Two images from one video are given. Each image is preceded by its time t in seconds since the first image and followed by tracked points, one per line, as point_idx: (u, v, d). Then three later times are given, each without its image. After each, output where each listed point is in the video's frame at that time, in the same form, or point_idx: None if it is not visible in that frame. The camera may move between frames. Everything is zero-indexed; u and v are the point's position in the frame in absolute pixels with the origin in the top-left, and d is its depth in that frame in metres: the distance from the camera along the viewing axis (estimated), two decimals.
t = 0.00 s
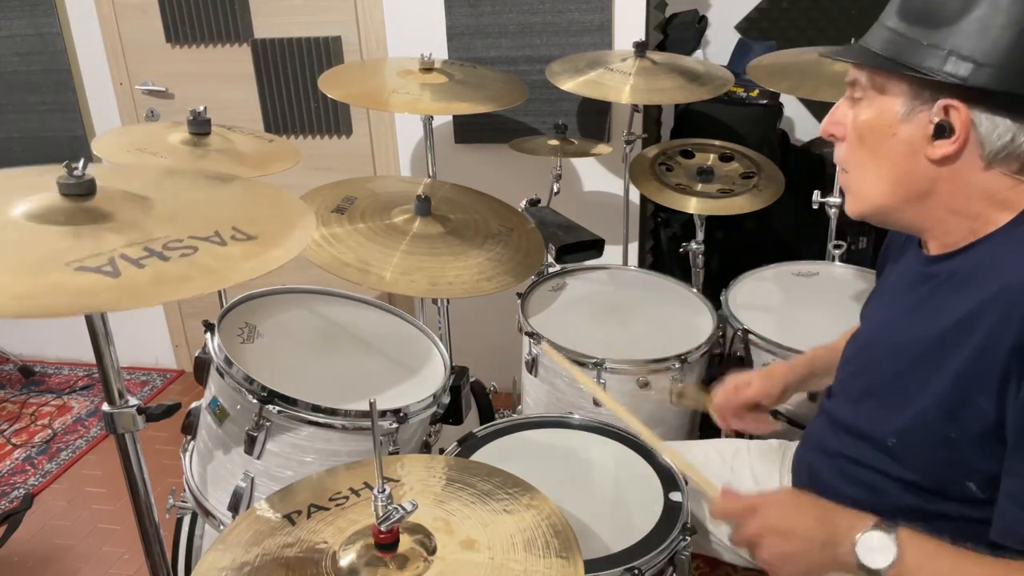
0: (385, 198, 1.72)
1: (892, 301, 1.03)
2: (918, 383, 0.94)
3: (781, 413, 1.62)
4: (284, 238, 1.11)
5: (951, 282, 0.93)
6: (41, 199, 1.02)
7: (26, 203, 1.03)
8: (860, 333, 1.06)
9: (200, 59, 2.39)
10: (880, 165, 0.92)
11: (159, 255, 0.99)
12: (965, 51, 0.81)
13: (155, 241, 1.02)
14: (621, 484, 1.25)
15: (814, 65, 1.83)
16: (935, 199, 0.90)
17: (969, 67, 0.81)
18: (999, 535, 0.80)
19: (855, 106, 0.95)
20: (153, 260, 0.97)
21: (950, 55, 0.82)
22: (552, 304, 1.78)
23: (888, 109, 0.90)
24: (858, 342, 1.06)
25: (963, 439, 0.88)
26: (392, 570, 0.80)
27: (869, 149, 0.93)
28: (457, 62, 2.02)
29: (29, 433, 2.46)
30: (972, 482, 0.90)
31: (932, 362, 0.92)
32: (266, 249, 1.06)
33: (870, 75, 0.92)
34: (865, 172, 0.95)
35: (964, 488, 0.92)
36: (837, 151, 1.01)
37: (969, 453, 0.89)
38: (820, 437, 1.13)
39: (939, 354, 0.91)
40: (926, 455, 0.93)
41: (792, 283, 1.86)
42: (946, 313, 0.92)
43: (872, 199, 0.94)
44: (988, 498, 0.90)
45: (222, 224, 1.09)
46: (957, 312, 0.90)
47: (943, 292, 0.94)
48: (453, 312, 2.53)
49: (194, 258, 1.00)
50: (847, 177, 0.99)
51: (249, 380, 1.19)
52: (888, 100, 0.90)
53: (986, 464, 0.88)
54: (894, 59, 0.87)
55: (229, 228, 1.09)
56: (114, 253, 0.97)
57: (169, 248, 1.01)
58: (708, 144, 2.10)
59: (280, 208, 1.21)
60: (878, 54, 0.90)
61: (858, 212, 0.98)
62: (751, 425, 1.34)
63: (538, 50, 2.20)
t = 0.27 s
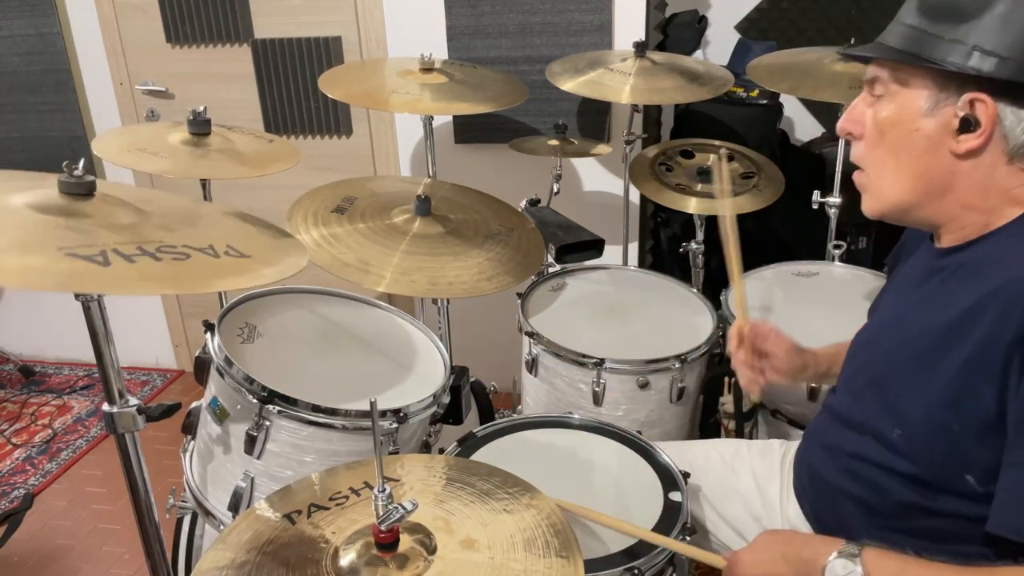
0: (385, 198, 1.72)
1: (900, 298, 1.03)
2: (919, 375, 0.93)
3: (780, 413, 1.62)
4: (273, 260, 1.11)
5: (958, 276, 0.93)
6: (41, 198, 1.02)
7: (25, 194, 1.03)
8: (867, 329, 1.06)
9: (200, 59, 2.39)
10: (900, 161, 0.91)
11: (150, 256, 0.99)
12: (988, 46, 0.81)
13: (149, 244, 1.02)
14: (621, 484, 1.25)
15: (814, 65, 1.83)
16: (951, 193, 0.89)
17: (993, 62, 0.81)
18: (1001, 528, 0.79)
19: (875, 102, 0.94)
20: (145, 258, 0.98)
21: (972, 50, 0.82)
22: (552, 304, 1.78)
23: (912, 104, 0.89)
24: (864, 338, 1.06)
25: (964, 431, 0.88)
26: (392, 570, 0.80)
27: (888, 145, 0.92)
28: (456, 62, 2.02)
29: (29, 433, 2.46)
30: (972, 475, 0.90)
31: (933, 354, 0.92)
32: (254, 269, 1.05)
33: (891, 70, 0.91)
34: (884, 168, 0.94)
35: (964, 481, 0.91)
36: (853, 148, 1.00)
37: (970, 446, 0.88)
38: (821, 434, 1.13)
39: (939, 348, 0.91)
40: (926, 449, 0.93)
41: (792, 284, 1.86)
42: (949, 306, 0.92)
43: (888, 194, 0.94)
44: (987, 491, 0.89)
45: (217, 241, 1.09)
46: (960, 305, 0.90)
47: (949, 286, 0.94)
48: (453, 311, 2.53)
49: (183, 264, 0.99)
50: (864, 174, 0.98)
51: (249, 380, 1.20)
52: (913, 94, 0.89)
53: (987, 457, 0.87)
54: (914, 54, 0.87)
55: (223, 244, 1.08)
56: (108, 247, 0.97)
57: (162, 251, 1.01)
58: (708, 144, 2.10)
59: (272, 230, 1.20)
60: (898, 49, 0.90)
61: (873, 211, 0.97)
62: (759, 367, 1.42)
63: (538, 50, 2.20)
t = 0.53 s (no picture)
0: (385, 198, 1.72)
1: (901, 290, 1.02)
2: (916, 368, 0.93)
3: (781, 414, 1.62)
4: (280, 242, 1.11)
5: (961, 267, 0.93)
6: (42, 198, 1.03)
7: (29, 202, 1.03)
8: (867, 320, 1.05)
9: (200, 59, 2.39)
10: (909, 156, 0.91)
11: (152, 248, 0.99)
12: (1000, 42, 0.81)
13: (149, 237, 1.02)
14: (621, 484, 1.25)
15: (813, 65, 1.83)
16: (956, 185, 0.90)
17: (1004, 59, 0.81)
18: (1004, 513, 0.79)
19: (885, 96, 0.94)
20: (145, 252, 0.98)
21: (984, 45, 0.82)
22: (552, 304, 1.78)
23: (922, 98, 0.89)
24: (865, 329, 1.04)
25: (966, 420, 0.88)
26: (391, 556, 0.80)
27: (897, 140, 0.92)
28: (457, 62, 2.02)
29: (29, 433, 2.46)
30: (972, 463, 0.90)
31: (932, 347, 0.92)
32: (259, 249, 1.06)
33: (902, 65, 0.91)
34: (893, 162, 0.94)
35: (962, 471, 0.92)
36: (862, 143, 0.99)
37: (972, 435, 0.89)
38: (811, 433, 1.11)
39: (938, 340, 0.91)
40: (924, 441, 0.92)
41: (792, 283, 1.86)
42: (948, 299, 0.92)
43: (897, 187, 0.94)
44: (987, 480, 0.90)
45: (221, 225, 1.09)
46: (960, 297, 0.90)
47: (946, 280, 0.94)
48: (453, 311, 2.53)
49: (186, 251, 1.00)
50: (872, 168, 0.97)
51: (249, 380, 1.20)
52: (923, 89, 0.89)
53: (989, 444, 0.88)
54: (925, 47, 0.87)
55: (226, 229, 1.09)
56: (108, 244, 0.97)
57: (163, 242, 1.01)
58: (708, 144, 2.10)
59: (280, 213, 1.20)
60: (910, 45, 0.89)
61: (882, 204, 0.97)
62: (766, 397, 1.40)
63: (538, 50, 2.20)
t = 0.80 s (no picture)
0: (385, 198, 1.72)
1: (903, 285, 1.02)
2: (902, 352, 0.93)
3: (780, 413, 1.63)
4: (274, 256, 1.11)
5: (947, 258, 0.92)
6: (41, 200, 1.03)
7: (27, 198, 1.03)
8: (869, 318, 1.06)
9: (200, 59, 2.39)
10: (901, 154, 0.94)
11: (148, 257, 0.99)
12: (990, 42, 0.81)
13: (147, 245, 1.02)
14: (621, 484, 1.25)
15: (813, 65, 1.84)
16: (943, 176, 0.90)
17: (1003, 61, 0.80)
18: (971, 500, 0.77)
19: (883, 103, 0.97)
20: (142, 261, 0.98)
21: (976, 47, 0.82)
22: (553, 304, 1.78)
23: (904, 98, 0.92)
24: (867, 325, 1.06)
25: (942, 404, 0.87)
26: (392, 570, 0.80)
27: (891, 141, 0.95)
28: (456, 62, 2.02)
29: (29, 433, 2.46)
30: (953, 449, 0.89)
31: (916, 330, 0.92)
32: (255, 264, 1.05)
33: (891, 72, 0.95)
34: (891, 163, 0.96)
35: (946, 457, 0.90)
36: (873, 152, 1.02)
37: (949, 418, 0.87)
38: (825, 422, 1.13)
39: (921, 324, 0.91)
40: (907, 424, 0.92)
41: (792, 283, 1.86)
42: (935, 284, 0.92)
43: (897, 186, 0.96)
44: (968, 466, 0.88)
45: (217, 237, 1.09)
46: (945, 281, 0.90)
47: (939, 266, 0.94)
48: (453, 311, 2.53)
49: (182, 264, 1.00)
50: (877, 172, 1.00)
51: (249, 380, 1.20)
52: (905, 89, 0.92)
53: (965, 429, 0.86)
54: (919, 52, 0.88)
55: (224, 241, 1.08)
56: (105, 251, 0.98)
57: (160, 252, 1.01)
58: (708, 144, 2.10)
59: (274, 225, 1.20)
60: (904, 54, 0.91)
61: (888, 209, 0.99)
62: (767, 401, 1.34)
63: (537, 50, 2.20)
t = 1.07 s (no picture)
0: (385, 198, 1.72)
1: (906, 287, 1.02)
2: (908, 356, 0.93)
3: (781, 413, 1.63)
4: (275, 250, 1.12)
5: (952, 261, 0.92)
6: (42, 199, 1.03)
7: (27, 198, 1.03)
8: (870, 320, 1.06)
9: (200, 59, 2.39)
10: (903, 162, 0.91)
11: (148, 252, 0.99)
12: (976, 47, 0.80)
13: (148, 241, 1.02)
14: (620, 484, 1.26)
15: (813, 65, 1.84)
16: (949, 185, 0.87)
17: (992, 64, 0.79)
18: (977, 509, 0.77)
19: (875, 111, 0.94)
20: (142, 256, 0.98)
21: (971, 54, 0.80)
22: (553, 304, 1.78)
23: (905, 106, 0.88)
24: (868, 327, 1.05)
25: (947, 409, 0.87)
26: (392, 570, 0.80)
27: (891, 151, 0.92)
28: (456, 62, 2.02)
29: (29, 433, 2.46)
30: (957, 455, 0.89)
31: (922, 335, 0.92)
32: (256, 259, 1.06)
33: (885, 79, 0.91)
34: (889, 170, 0.93)
35: (949, 462, 0.90)
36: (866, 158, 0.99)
37: (954, 424, 0.87)
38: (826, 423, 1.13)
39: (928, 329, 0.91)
40: (911, 428, 0.92)
41: (792, 283, 1.86)
42: (942, 288, 0.91)
43: (901, 198, 0.92)
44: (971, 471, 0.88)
45: (218, 233, 1.09)
46: (952, 286, 0.90)
47: (945, 270, 0.93)
48: (453, 312, 2.53)
49: (183, 259, 1.00)
50: (874, 180, 0.97)
51: (249, 380, 1.20)
52: (904, 98, 0.88)
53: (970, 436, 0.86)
54: (912, 64, 0.85)
55: (224, 236, 1.09)
56: (105, 247, 0.98)
57: (161, 247, 1.01)
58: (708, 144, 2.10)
59: (276, 223, 1.21)
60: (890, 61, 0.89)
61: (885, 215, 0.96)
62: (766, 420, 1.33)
63: (537, 50, 2.20)
